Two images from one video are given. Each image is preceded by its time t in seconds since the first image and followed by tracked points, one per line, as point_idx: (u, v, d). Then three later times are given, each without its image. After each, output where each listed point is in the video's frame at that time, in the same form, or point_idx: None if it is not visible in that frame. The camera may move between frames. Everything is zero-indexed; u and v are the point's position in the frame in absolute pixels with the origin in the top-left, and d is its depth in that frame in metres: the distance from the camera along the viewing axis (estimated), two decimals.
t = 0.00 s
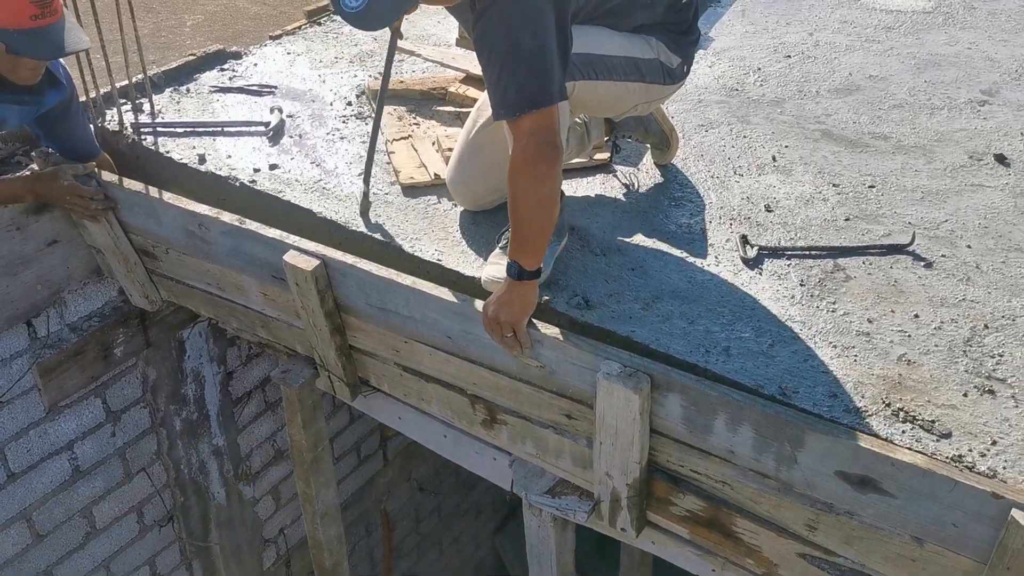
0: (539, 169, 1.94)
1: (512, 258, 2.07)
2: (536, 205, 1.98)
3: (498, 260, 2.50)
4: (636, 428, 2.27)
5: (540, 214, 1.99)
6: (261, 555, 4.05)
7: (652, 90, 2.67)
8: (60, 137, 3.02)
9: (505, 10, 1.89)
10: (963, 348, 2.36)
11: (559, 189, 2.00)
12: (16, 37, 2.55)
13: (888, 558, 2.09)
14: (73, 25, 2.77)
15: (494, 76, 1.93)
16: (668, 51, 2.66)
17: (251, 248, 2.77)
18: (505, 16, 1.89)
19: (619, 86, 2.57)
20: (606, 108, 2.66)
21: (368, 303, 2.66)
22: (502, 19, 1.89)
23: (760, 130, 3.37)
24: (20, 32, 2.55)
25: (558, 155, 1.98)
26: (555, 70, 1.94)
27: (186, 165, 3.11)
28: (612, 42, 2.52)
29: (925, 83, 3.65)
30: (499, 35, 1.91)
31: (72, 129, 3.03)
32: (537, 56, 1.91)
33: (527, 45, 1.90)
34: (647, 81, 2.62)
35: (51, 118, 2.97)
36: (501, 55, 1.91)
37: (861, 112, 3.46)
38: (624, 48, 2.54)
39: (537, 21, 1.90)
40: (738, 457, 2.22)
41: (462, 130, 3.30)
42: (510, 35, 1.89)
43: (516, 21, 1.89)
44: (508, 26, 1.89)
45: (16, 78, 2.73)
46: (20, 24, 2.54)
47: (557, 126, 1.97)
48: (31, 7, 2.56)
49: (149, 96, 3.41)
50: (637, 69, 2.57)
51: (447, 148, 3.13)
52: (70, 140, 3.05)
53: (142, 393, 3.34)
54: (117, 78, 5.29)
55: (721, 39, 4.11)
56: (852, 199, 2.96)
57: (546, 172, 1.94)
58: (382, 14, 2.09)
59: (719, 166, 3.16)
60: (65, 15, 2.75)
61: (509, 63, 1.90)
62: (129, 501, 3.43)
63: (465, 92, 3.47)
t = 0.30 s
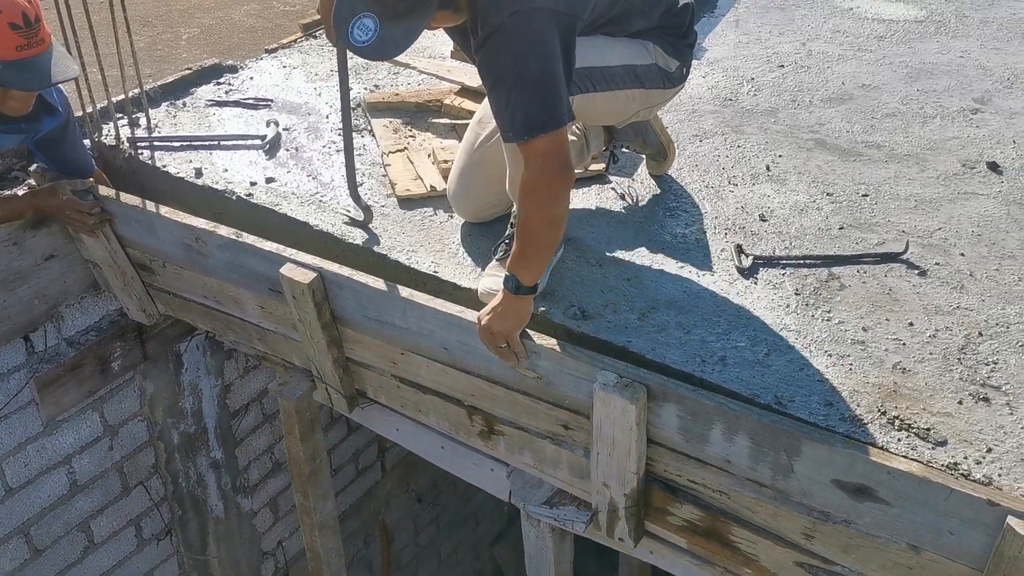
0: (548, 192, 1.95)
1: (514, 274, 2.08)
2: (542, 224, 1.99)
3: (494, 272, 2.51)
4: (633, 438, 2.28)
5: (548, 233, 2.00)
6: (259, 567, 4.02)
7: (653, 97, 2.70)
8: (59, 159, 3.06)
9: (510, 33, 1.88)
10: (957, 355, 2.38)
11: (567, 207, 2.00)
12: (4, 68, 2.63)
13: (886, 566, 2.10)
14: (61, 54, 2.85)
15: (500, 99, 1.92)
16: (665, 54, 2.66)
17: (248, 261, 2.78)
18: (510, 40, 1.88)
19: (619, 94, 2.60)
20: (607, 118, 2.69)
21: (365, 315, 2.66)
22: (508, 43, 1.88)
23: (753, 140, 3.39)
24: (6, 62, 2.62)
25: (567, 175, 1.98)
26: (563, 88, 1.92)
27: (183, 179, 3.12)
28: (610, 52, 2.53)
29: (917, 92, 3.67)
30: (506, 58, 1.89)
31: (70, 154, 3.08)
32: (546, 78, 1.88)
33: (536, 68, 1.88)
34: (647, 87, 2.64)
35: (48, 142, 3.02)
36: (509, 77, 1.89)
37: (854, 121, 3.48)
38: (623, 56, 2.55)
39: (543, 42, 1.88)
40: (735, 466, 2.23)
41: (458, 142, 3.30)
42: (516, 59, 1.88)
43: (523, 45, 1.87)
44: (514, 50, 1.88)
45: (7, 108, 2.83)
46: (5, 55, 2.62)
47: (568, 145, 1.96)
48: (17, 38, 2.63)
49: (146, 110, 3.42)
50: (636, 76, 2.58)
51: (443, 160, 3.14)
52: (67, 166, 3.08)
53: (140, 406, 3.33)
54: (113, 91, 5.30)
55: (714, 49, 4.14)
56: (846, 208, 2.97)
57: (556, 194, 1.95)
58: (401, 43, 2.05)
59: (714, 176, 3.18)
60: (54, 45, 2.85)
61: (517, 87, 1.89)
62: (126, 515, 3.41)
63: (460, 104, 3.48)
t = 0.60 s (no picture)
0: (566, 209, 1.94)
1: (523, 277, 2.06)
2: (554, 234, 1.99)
3: (491, 280, 2.52)
4: (630, 445, 2.28)
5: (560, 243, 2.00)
6: None
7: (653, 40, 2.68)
8: (67, 166, 3.03)
9: (524, 64, 1.79)
10: (953, 361, 2.38)
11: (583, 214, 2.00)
12: (47, 92, 2.58)
13: (883, 572, 2.10)
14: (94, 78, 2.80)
15: (517, 126, 1.85)
16: None
17: (246, 270, 2.79)
18: (525, 70, 1.79)
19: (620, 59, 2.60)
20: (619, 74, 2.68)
21: (363, 323, 2.67)
22: (523, 76, 1.79)
23: (749, 147, 3.40)
24: (52, 88, 2.58)
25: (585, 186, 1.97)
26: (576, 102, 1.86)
27: (181, 188, 3.13)
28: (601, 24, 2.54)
29: (913, 98, 3.69)
30: (522, 85, 1.80)
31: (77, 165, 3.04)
32: (565, 102, 1.82)
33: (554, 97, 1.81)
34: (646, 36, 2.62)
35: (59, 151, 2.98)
36: (527, 103, 1.82)
37: (849, 128, 3.49)
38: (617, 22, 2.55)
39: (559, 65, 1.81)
40: (732, 473, 2.23)
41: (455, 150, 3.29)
42: (531, 90, 1.80)
43: (540, 71, 1.79)
44: (530, 83, 1.79)
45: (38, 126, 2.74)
46: (52, 80, 2.57)
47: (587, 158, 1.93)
48: (65, 64, 2.59)
49: (144, 120, 3.43)
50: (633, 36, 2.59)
51: (439, 168, 3.13)
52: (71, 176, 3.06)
53: (138, 415, 3.31)
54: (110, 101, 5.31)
55: (710, 57, 4.16)
56: (842, 214, 2.98)
57: (573, 211, 1.94)
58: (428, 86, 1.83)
59: (710, 183, 3.19)
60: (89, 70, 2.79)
61: (537, 116, 1.82)
62: (125, 524, 3.40)
63: (457, 112, 3.45)
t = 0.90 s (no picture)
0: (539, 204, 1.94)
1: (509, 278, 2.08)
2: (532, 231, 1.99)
3: (489, 282, 2.52)
4: (628, 447, 2.28)
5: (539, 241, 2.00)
6: None
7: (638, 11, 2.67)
8: (55, 157, 3.02)
9: (501, 55, 1.75)
10: (950, 362, 2.38)
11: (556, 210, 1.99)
12: (58, 72, 2.57)
13: (879, 573, 2.11)
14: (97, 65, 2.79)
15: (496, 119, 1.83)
16: None
17: (244, 272, 2.79)
18: (502, 61, 1.75)
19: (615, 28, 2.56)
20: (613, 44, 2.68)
21: (361, 325, 2.67)
22: (500, 68, 1.76)
23: (747, 149, 3.40)
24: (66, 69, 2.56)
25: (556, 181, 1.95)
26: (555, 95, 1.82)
27: (179, 192, 3.13)
28: None
29: (910, 100, 3.69)
30: (494, 79, 1.77)
31: (66, 157, 3.04)
32: (538, 96, 1.79)
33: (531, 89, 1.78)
34: None
35: (48, 141, 2.98)
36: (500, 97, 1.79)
37: (847, 130, 3.50)
38: None
39: (536, 57, 1.76)
40: (729, 475, 2.23)
41: (453, 152, 3.29)
42: (507, 82, 1.77)
43: (515, 63, 1.75)
44: (507, 75, 1.76)
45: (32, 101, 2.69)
46: (68, 63, 2.57)
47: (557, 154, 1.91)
48: (83, 49, 2.59)
49: (142, 124, 3.43)
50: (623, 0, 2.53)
51: (437, 170, 3.13)
52: (60, 168, 3.06)
53: (137, 419, 3.31)
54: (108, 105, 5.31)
55: (708, 59, 4.16)
56: (839, 216, 2.99)
57: (544, 207, 1.94)
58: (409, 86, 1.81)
59: (708, 185, 3.19)
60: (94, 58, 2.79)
61: (509, 110, 1.79)
62: (124, 528, 3.39)
63: (455, 114, 3.45)
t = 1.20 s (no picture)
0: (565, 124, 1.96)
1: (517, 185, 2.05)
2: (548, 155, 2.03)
3: (486, 284, 2.53)
4: (624, 449, 2.28)
5: (555, 153, 2.01)
6: None
7: None
8: (46, 152, 3.01)
9: None
10: (947, 363, 2.38)
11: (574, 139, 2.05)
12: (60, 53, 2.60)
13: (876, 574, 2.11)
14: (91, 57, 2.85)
15: (523, 58, 1.94)
16: None
17: (241, 276, 2.79)
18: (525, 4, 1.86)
19: None
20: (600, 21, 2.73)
21: (357, 328, 2.67)
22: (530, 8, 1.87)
23: (744, 150, 3.41)
24: (70, 51, 2.60)
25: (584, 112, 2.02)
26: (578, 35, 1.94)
27: (176, 196, 3.14)
28: None
29: (907, 102, 3.70)
30: (521, 21, 1.88)
31: (59, 148, 3.02)
32: (564, 34, 1.89)
33: (555, 24, 1.89)
34: None
35: (41, 133, 2.96)
36: (530, 32, 1.89)
37: (843, 131, 3.50)
38: None
39: None
40: (726, 476, 2.23)
41: (450, 155, 3.30)
42: (535, 22, 1.88)
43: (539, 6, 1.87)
44: (535, 15, 1.87)
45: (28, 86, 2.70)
46: (72, 47, 2.61)
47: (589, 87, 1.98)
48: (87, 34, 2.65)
49: (139, 127, 3.43)
50: None
51: (434, 173, 3.13)
52: (54, 161, 3.04)
53: (135, 423, 3.30)
54: (106, 108, 5.32)
55: (704, 61, 4.17)
56: (836, 217, 2.99)
57: (570, 134, 1.99)
58: (405, 28, 2.31)
59: (704, 187, 3.20)
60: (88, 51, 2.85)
61: (543, 43, 1.89)
62: (122, 532, 3.38)
63: (451, 118, 3.42)
